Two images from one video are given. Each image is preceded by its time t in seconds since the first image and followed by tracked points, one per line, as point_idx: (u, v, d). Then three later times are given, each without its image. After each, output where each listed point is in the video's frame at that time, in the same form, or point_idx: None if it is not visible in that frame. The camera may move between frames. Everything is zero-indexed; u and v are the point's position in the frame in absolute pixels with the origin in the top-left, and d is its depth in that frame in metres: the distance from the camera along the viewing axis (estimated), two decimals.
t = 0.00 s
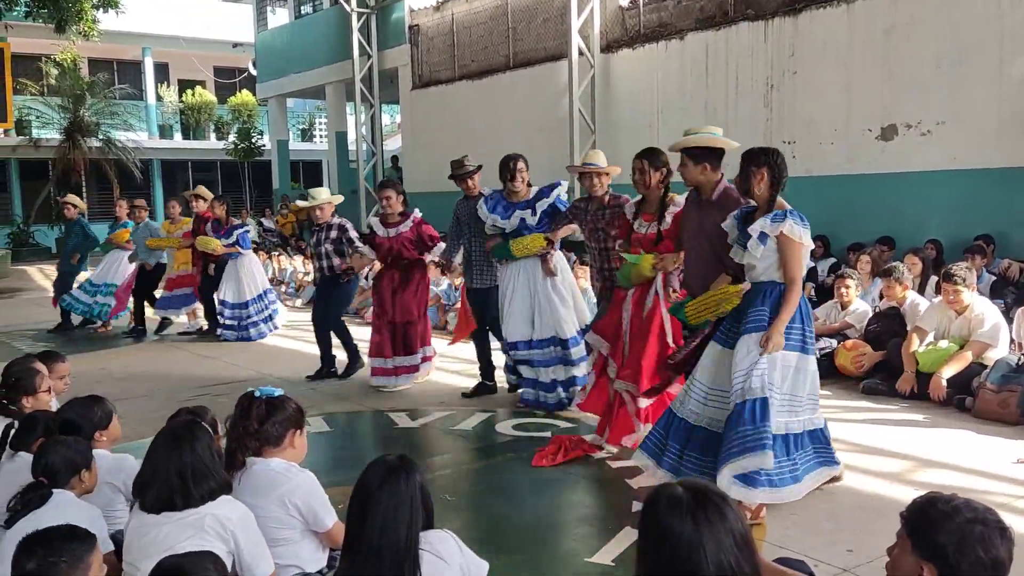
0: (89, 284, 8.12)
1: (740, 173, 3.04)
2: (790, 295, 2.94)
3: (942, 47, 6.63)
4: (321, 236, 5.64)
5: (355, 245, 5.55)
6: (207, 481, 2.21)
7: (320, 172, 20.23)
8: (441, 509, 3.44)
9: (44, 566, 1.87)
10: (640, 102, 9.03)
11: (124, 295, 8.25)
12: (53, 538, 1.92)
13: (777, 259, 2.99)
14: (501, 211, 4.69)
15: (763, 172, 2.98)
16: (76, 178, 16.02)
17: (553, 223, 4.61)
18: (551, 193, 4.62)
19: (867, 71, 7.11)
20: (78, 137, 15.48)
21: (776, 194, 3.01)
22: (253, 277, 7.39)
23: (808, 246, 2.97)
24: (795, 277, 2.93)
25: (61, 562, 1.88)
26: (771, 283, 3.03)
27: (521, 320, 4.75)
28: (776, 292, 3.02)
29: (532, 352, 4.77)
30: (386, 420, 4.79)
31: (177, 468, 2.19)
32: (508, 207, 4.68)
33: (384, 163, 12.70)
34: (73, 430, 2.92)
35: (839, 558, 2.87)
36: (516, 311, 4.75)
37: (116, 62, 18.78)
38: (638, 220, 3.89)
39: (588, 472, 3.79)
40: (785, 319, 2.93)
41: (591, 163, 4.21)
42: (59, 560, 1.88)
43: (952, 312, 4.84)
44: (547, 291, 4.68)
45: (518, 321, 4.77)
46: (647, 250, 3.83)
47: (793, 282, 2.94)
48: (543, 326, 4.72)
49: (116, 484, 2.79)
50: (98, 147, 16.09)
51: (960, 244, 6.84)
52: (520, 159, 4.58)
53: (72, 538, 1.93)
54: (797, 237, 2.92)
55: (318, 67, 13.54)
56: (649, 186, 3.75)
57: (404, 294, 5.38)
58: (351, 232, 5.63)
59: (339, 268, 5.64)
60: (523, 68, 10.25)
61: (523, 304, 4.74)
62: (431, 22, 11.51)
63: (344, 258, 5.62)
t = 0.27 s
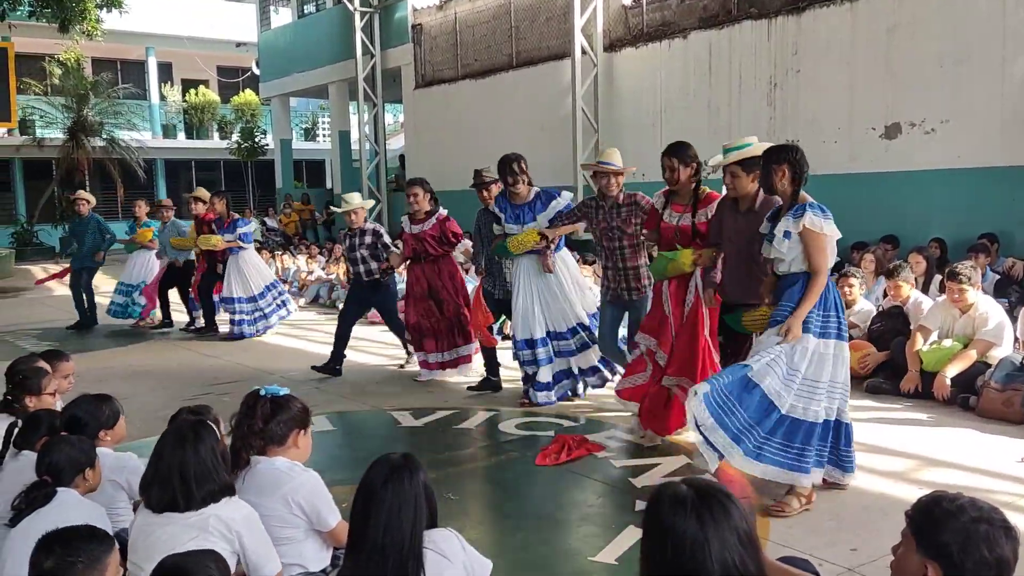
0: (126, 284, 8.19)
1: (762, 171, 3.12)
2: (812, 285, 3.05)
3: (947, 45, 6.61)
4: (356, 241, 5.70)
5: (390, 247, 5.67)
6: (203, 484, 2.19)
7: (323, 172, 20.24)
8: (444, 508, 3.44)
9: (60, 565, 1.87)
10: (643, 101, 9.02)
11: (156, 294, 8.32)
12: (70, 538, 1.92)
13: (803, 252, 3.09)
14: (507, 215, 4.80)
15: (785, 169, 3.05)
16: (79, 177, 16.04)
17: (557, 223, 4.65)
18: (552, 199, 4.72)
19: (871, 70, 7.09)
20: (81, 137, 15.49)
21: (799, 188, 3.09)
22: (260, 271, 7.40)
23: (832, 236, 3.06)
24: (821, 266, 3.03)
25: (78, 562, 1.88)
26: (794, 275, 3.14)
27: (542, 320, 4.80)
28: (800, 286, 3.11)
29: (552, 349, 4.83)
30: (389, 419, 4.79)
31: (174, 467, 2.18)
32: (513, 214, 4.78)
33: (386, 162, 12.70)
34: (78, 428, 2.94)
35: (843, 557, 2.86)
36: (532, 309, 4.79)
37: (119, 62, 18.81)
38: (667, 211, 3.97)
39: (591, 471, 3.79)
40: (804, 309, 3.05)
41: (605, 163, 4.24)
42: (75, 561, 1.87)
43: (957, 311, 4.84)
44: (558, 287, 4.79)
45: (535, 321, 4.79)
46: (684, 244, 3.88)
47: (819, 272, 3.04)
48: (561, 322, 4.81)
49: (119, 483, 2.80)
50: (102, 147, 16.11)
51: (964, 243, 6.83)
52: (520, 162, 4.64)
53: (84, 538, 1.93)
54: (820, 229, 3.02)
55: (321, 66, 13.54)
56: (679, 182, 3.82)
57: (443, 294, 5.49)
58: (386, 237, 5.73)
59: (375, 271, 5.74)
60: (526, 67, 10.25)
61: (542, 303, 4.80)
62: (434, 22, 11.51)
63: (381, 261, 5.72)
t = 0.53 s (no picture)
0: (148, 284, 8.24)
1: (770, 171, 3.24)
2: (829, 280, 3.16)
3: (947, 44, 6.61)
4: (369, 232, 5.72)
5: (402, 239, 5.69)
6: (199, 487, 2.18)
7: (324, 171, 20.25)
8: (445, 508, 3.43)
9: (73, 567, 1.83)
10: (643, 100, 9.02)
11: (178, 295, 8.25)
12: (84, 542, 1.88)
13: (812, 247, 3.21)
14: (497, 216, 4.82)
15: (792, 166, 3.17)
16: (80, 177, 16.05)
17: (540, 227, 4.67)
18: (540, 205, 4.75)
19: (871, 69, 7.09)
20: (82, 136, 15.50)
21: (806, 184, 3.22)
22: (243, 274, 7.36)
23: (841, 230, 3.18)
24: (830, 260, 3.15)
25: (90, 566, 1.83)
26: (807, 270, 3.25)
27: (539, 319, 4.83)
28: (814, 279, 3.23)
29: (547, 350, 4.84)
30: (390, 418, 4.79)
31: (170, 470, 2.17)
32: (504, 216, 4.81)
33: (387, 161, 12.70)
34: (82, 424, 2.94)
35: (844, 556, 2.86)
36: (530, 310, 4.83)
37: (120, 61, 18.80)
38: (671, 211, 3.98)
39: (592, 470, 3.79)
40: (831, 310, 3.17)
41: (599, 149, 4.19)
42: (88, 566, 1.83)
43: (958, 309, 4.84)
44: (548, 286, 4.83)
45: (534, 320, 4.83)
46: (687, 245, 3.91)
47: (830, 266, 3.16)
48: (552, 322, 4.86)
49: (120, 482, 2.80)
50: (102, 146, 16.11)
51: (965, 242, 6.82)
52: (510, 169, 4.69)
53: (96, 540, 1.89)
54: (830, 224, 3.14)
55: (321, 65, 13.54)
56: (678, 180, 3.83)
57: (451, 294, 5.69)
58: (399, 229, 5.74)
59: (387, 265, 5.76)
60: (526, 66, 10.24)
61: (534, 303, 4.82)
62: (434, 21, 11.51)
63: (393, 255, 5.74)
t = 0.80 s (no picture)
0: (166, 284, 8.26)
1: (767, 171, 3.22)
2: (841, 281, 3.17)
3: (947, 43, 6.61)
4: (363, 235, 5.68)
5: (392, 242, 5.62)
6: (194, 487, 2.17)
7: (323, 170, 20.25)
8: (445, 507, 3.44)
9: (82, 567, 1.83)
10: (643, 98, 9.02)
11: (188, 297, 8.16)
12: (93, 544, 1.87)
13: (818, 246, 3.20)
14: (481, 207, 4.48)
15: (793, 166, 3.15)
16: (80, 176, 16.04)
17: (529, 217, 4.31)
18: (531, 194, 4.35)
19: (871, 68, 7.09)
20: (81, 136, 15.49)
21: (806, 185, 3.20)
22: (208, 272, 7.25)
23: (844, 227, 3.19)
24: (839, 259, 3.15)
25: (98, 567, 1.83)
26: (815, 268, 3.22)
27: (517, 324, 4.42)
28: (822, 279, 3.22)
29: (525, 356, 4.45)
30: (389, 417, 4.79)
31: (168, 468, 2.18)
32: (488, 207, 4.46)
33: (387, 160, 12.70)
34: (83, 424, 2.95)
35: (843, 555, 2.87)
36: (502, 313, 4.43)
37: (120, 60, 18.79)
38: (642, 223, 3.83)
39: (591, 469, 3.79)
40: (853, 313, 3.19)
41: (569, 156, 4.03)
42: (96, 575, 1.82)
43: (958, 308, 4.84)
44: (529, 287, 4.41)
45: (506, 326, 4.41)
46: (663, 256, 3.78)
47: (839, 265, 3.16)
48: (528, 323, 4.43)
49: (121, 480, 2.80)
50: (102, 146, 16.10)
51: (964, 240, 6.83)
52: (499, 157, 4.36)
53: (103, 541, 1.89)
54: (837, 222, 3.14)
55: (321, 64, 13.54)
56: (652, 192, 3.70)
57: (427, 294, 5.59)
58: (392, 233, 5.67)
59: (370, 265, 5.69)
60: (526, 65, 10.24)
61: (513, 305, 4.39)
62: (434, 19, 11.50)
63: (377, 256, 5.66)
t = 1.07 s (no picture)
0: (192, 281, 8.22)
1: (753, 172, 3.14)
2: (835, 286, 3.17)
3: (945, 42, 6.61)
4: (336, 233, 5.44)
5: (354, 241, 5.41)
6: (198, 489, 2.17)
7: (323, 169, 20.24)
8: (444, 507, 3.43)
9: (81, 567, 1.83)
10: (642, 98, 9.02)
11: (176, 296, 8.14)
12: (92, 544, 1.87)
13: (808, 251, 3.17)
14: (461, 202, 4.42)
15: (779, 168, 3.09)
16: (79, 176, 16.04)
17: (509, 215, 4.23)
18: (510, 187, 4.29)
19: (870, 67, 7.09)
20: (80, 135, 15.47)
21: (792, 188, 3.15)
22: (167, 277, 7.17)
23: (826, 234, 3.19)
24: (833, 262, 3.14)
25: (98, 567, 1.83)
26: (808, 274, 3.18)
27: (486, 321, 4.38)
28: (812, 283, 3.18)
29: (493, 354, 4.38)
30: (389, 417, 4.79)
31: (172, 468, 2.18)
32: (469, 200, 4.39)
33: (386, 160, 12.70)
34: (85, 422, 2.95)
35: (843, 554, 2.87)
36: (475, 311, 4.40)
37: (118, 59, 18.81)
38: (595, 211, 3.80)
39: (591, 468, 3.79)
40: (850, 319, 3.20)
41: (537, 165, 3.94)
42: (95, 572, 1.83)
43: (957, 308, 4.84)
44: (505, 283, 4.33)
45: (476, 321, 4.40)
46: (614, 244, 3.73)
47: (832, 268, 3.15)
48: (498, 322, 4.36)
49: (120, 480, 2.80)
50: (101, 145, 16.09)
51: (964, 240, 6.83)
52: (480, 149, 4.22)
53: (101, 541, 1.89)
54: (829, 228, 3.12)
55: (320, 64, 13.54)
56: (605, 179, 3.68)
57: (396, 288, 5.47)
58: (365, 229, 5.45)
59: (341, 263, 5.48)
60: (525, 64, 10.24)
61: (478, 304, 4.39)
62: (433, 19, 11.50)
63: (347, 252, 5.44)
